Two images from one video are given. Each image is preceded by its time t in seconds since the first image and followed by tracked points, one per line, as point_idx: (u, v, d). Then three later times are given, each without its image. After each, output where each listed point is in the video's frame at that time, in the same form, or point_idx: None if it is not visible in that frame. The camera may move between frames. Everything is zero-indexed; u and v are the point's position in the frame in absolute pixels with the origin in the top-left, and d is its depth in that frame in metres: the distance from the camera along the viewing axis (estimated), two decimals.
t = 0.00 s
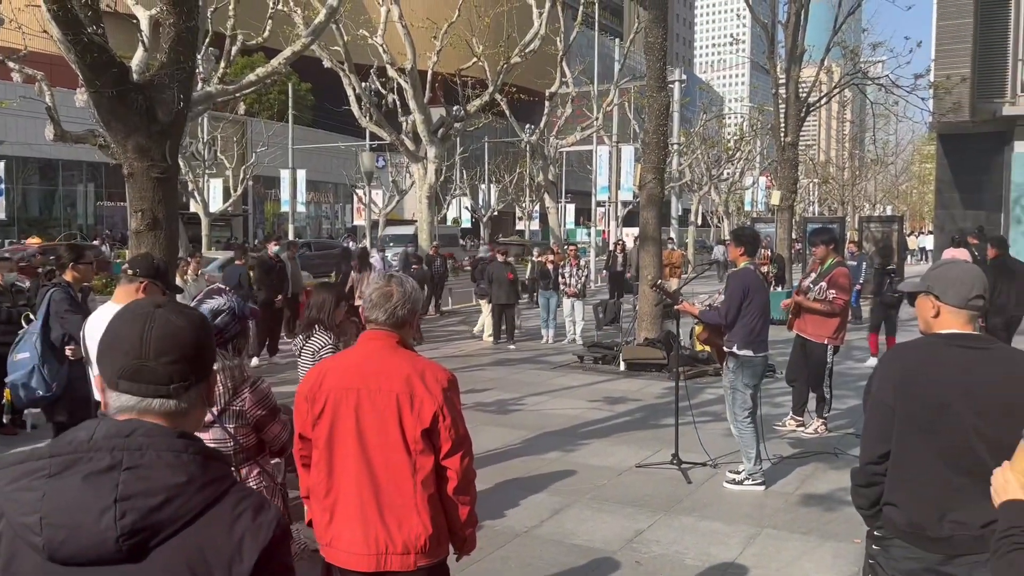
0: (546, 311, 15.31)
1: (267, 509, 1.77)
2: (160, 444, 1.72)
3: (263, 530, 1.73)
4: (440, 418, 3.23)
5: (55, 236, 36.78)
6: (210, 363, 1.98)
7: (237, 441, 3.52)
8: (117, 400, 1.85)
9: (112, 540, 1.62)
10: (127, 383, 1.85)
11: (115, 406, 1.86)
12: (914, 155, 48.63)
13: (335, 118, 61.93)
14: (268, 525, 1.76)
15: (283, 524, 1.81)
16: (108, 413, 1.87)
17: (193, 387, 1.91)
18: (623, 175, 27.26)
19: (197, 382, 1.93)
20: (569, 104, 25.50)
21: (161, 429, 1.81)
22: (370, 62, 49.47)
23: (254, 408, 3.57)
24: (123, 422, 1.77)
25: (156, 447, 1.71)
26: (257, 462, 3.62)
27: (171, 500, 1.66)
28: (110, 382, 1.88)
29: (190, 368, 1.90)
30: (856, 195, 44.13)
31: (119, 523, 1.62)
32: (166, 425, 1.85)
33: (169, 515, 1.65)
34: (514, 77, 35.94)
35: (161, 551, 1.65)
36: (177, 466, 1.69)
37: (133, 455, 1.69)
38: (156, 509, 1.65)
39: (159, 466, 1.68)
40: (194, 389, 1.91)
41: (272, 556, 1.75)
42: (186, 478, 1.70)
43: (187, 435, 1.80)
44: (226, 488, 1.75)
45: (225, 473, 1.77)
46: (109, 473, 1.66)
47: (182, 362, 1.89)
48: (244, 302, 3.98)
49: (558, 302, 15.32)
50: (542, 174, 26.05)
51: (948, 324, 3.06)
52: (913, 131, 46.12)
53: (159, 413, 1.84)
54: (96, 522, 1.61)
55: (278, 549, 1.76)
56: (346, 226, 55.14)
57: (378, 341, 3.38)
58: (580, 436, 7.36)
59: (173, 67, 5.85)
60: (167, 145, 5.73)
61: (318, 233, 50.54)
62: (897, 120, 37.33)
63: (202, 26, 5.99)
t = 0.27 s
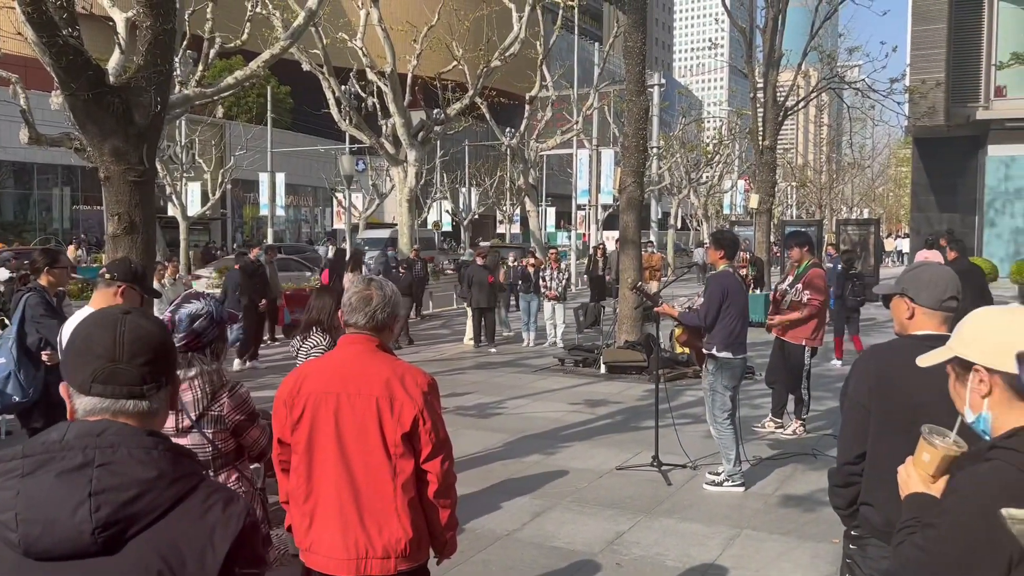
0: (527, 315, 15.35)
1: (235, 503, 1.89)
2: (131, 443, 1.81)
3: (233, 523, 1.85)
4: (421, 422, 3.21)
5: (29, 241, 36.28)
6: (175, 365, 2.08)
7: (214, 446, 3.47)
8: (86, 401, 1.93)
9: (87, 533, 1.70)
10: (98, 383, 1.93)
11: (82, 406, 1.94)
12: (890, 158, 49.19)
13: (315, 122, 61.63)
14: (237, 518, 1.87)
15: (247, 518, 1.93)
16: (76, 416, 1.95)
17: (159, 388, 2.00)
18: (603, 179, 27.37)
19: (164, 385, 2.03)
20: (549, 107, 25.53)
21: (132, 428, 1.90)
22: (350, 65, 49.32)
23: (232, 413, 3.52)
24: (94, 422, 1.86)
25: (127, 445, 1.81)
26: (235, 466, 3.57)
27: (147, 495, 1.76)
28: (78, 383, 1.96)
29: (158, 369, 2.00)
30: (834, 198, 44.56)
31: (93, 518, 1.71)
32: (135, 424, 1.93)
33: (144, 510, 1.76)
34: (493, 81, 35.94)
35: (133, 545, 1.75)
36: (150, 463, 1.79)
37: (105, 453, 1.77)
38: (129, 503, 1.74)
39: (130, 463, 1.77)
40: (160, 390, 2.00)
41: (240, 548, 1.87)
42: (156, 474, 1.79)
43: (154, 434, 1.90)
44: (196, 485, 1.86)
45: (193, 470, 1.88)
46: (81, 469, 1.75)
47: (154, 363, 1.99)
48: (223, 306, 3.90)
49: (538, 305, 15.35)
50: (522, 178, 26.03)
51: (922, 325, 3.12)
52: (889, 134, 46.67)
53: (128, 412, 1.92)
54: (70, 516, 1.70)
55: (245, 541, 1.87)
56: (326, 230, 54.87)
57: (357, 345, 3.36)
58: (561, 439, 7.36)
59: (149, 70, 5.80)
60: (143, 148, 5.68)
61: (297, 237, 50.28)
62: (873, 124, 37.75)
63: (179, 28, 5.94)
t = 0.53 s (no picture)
0: (514, 316, 15.42)
1: (171, 489, 1.99)
2: (64, 441, 1.93)
3: (168, 508, 1.96)
4: (408, 425, 3.21)
5: (13, 243, 36.03)
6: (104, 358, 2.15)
7: (201, 449, 3.45)
8: (20, 401, 2.00)
9: (27, 528, 1.85)
10: (34, 380, 1.99)
11: (15, 405, 2.01)
12: (875, 160, 49.53)
13: (301, 123, 61.41)
14: (173, 504, 1.97)
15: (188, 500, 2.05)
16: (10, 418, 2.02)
17: (91, 382, 2.08)
18: (590, 181, 27.40)
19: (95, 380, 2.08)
20: (536, 108, 25.56)
21: (65, 424, 2.00)
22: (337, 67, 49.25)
23: (219, 416, 3.48)
24: (26, 422, 1.98)
25: (60, 444, 1.93)
26: (222, 470, 3.53)
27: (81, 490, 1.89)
28: (12, 383, 2.01)
29: (87, 364, 2.07)
30: (819, 200, 44.83)
31: (33, 514, 1.85)
32: (69, 419, 2.02)
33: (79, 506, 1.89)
34: (480, 83, 35.95)
35: (71, 538, 1.89)
36: (79, 459, 1.91)
37: (39, 453, 1.90)
38: (65, 497, 1.87)
39: (63, 460, 1.90)
40: (93, 382, 2.08)
41: (178, 531, 1.98)
42: (91, 469, 1.91)
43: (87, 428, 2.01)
44: (131, 476, 1.98)
45: (126, 462, 1.99)
46: (16, 470, 1.88)
47: (84, 358, 2.07)
48: (208, 308, 3.84)
49: (525, 307, 15.48)
50: (510, 180, 26.05)
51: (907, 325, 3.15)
52: (873, 136, 47.01)
53: (61, 408, 2.01)
54: (11, 515, 1.85)
55: (183, 523, 1.99)
56: (313, 232, 54.68)
57: (344, 348, 3.35)
58: (548, 441, 7.38)
59: (135, 73, 5.77)
60: (129, 150, 5.65)
61: (284, 239, 50.11)
62: (858, 126, 38.00)
63: (165, 31, 5.92)
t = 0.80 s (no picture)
0: (508, 317, 15.37)
1: (107, 463, 2.17)
2: (3, 426, 2.11)
3: (109, 481, 2.13)
4: (402, 426, 3.21)
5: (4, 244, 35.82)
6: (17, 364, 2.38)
7: (194, 450, 3.43)
8: None
9: None
10: None
11: None
12: (867, 161, 49.70)
13: (294, 124, 61.23)
14: (113, 474, 2.16)
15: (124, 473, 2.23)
16: None
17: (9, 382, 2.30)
18: (583, 181, 27.40)
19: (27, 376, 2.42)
20: (529, 109, 25.56)
21: None
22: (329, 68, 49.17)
23: (212, 417, 3.46)
24: None
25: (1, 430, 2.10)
26: (215, 471, 3.51)
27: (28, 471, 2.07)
28: None
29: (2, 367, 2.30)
30: (812, 201, 44.95)
31: None
32: None
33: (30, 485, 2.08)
34: (472, 84, 35.96)
35: (21, 514, 2.07)
36: (21, 442, 2.09)
37: None
38: (11, 476, 2.05)
39: (3, 443, 2.07)
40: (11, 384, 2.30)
41: (121, 499, 2.17)
42: (31, 450, 2.10)
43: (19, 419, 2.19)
44: (68, 455, 2.16)
45: (61, 443, 2.17)
46: None
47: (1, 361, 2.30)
48: (201, 310, 3.81)
49: (519, 308, 15.37)
50: (503, 181, 26.03)
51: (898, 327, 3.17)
52: (865, 137, 47.17)
53: None
54: None
55: (124, 492, 2.18)
56: (305, 232, 54.52)
57: (338, 349, 3.35)
58: (542, 441, 7.38)
59: (127, 73, 5.76)
60: (121, 151, 5.64)
61: (276, 240, 49.97)
62: (850, 126, 38.11)
63: (157, 31, 5.91)
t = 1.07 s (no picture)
0: (505, 317, 15.36)
1: (93, 449, 2.09)
2: None
3: (96, 465, 2.06)
4: (398, 426, 3.21)
5: None
6: None
7: (190, 450, 3.42)
8: None
9: None
10: None
11: None
12: (863, 161, 49.85)
13: (290, 123, 61.22)
14: (100, 464, 2.08)
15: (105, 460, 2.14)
16: None
17: None
18: (579, 181, 27.46)
19: None
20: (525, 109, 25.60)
21: None
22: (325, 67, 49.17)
23: (208, 417, 3.44)
24: None
25: None
26: (211, 472, 3.50)
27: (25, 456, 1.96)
28: None
29: None
30: (808, 201, 45.06)
31: None
32: None
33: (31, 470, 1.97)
34: (468, 84, 36.00)
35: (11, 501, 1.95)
36: (10, 428, 1.94)
37: None
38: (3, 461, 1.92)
39: None
40: None
41: (108, 489, 2.09)
42: (21, 435, 1.97)
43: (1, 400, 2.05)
44: (53, 442, 2.05)
45: (48, 427, 2.06)
46: None
47: None
48: (198, 310, 3.81)
49: (516, 308, 15.39)
50: (500, 181, 26.06)
51: (892, 327, 3.10)
52: (861, 136, 47.29)
53: None
54: None
55: (113, 481, 2.10)
56: (301, 232, 54.46)
57: (334, 349, 3.34)
58: (539, 441, 7.38)
59: (123, 73, 5.75)
60: (117, 150, 5.63)
61: (273, 240, 49.92)
62: (846, 126, 38.18)
63: (154, 30, 5.91)
